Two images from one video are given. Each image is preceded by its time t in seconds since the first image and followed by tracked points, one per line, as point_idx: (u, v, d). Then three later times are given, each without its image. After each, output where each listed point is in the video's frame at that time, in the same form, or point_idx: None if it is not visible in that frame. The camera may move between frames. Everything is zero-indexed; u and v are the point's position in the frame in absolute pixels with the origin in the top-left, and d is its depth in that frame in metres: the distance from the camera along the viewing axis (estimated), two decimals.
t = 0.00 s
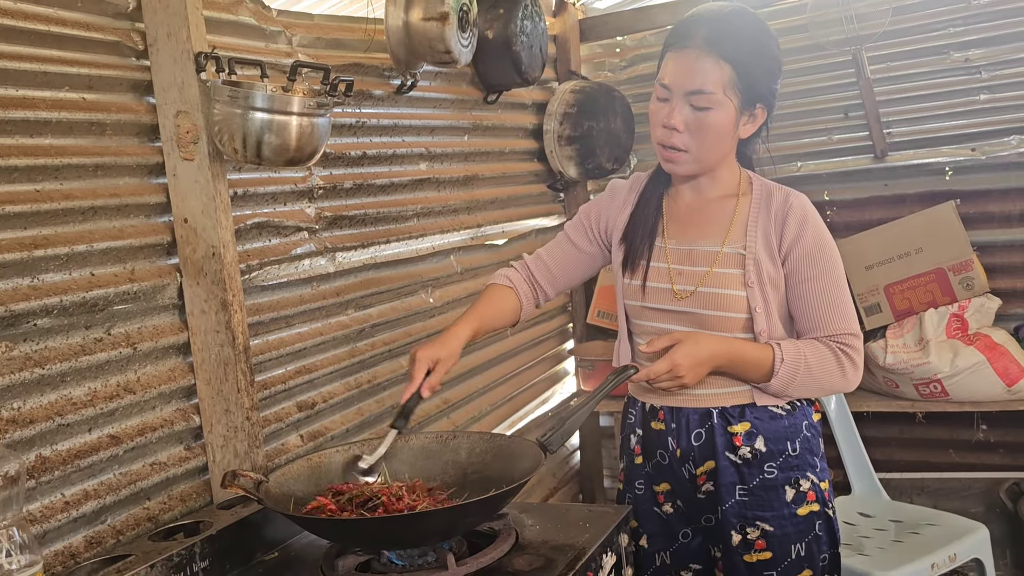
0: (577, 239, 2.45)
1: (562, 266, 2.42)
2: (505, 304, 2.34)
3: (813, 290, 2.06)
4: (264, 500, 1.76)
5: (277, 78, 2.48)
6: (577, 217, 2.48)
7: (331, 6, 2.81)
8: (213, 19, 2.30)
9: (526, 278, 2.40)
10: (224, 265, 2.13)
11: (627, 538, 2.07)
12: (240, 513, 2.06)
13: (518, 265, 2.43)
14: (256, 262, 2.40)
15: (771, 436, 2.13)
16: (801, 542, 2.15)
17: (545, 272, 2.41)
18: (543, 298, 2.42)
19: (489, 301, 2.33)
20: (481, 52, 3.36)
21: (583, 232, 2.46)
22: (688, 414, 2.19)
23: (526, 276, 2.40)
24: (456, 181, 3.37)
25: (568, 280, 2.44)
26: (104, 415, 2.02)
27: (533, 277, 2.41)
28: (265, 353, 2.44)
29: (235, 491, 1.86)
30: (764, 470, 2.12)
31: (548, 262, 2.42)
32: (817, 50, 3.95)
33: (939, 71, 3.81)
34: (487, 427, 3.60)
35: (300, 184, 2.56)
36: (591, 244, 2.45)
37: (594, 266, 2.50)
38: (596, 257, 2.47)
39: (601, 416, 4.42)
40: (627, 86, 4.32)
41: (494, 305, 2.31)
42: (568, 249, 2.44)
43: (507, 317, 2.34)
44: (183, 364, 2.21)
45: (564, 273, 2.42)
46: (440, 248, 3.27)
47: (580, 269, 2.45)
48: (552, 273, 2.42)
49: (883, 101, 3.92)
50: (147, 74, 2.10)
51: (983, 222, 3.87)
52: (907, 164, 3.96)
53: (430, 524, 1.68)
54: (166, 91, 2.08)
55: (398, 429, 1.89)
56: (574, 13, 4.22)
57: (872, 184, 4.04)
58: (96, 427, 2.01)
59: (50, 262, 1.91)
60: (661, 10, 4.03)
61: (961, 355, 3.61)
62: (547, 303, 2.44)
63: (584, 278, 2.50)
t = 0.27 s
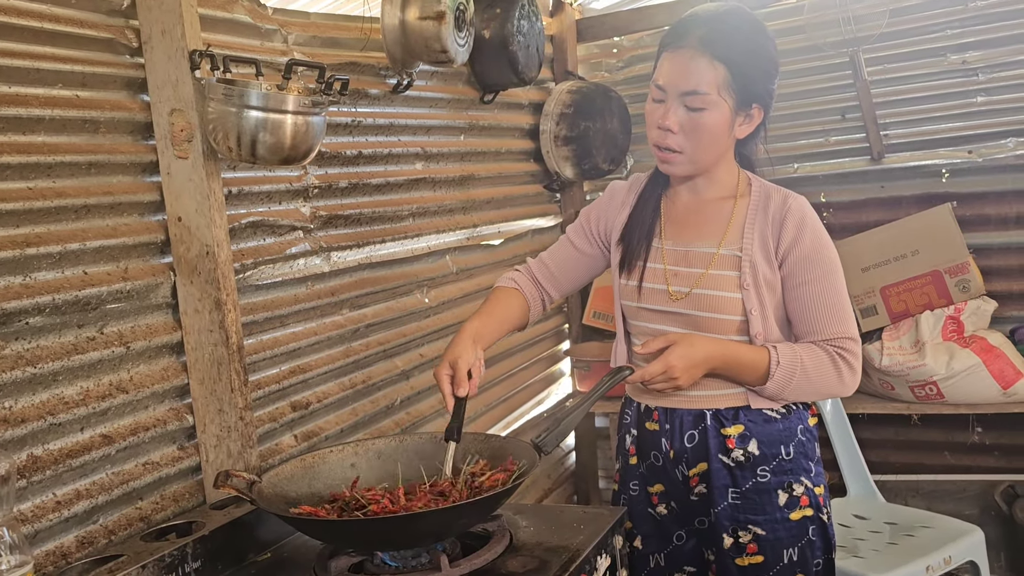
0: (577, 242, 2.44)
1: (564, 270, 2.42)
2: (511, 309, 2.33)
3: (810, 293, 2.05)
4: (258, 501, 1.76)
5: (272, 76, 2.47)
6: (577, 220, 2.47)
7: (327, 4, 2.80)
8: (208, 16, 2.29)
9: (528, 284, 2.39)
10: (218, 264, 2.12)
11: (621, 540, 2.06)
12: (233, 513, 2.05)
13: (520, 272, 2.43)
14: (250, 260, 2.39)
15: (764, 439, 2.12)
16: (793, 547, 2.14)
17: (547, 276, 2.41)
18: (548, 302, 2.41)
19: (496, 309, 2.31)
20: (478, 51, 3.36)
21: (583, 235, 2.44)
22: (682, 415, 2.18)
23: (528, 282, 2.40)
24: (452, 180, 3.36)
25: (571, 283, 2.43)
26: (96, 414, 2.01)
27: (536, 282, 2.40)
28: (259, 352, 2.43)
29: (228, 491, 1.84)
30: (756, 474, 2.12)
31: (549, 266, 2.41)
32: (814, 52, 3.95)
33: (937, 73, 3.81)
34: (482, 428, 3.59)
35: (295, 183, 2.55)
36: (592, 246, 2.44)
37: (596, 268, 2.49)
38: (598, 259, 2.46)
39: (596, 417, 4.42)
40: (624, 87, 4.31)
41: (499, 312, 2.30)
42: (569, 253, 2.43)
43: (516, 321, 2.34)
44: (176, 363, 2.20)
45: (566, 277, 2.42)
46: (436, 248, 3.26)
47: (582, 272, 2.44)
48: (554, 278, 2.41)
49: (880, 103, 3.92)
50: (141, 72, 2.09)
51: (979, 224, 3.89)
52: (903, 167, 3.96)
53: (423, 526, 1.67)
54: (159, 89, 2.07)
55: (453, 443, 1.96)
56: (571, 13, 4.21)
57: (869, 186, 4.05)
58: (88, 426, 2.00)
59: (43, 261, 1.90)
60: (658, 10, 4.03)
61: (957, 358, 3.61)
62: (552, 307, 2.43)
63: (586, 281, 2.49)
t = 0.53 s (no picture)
0: (580, 246, 2.44)
1: (568, 275, 2.42)
2: (514, 312, 2.33)
3: (812, 297, 2.05)
4: (257, 503, 1.76)
5: (274, 77, 2.47)
6: (580, 225, 2.47)
7: (328, 6, 2.81)
8: (210, 18, 2.30)
9: (531, 289, 2.40)
10: (219, 265, 2.12)
11: (621, 542, 2.06)
12: (232, 514, 2.05)
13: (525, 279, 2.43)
14: (251, 261, 2.39)
15: (765, 442, 2.12)
16: (794, 550, 2.14)
17: (551, 281, 2.41)
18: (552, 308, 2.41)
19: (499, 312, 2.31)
20: (480, 53, 3.36)
21: (586, 240, 2.45)
22: (683, 418, 2.18)
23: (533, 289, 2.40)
24: (452, 182, 3.37)
25: (575, 288, 2.43)
26: (96, 414, 2.01)
27: (541, 288, 2.41)
28: (259, 353, 2.43)
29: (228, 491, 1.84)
30: (757, 476, 2.12)
31: (554, 272, 2.41)
32: (815, 55, 3.95)
33: (937, 77, 3.81)
34: (482, 430, 3.59)
35: (296, 184, 2.55)
36: (595, 251, 2.44)
37: (600, 272, 2.49)
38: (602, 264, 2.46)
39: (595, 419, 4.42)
40: (625, 90, 4.32)
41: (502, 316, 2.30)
42: (573, 258, 2.43)
43: (520, 324, 2.34)
44: (176, 364, 2.20)
45: (569, 281, 2.42)
46: (436, 250, 3.27)
47: (586, 276, 2.44)
48: (557, 283, 2.41)
49: (881, 107, 3.92)
50: (142, 72, 2.09)
51: (979, 228, 3.90)
52: (903, 171, 3.97)
53: (422, 527, 1.67)
54: (161, 90, 2.07)
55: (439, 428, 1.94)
56: (573, 16, 4.22)
57: (869, 190, 4.06)
58: (88, 427, 2.00)
59: (44, 261, 1.90)
60: (659, 14, 4.03)
61: (956, 362, 3.62)
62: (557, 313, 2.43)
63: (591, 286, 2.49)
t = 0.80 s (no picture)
0: (580, 245, 2.45)
1: (565, 273, 2.43)
2: (509, 306, 2.34)
3: (810, 300, 2.06)
4: (255, 501, 1.76)
5: (274, 77, 2.48)
6: (579, 224, 2.48)
7: (330, 7, 2.82)
8: (211, 18, 2.30)
9: (529, 284, 2.40)
10: (218, 265, 2.12)
11: (618, 543, 2.07)
12: (230, 513, 2.05)
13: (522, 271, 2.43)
14: (250, 261, 2.39)
15: (762, 444, 2.13)
16: (790, 552, 2.15)
17: (548, 278, 2.41)
18: (547, 304, 2.42)
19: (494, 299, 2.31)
20: (480, 55, 3.37)
21: (586, 238, 2.46)
22: (680, 420, 2.19)
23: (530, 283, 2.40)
24: (452, 183, 3.37)
25: (571, 285, 2.44)
26: (94, 413, 2.01)
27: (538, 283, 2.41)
28: (258, 353, 2.44)
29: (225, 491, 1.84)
30: (754, 478, 2.13)
31: (551, 268, 2.42)
32: (815, 59, 3.96)
33: (936, 82, 3.82)
34: (480, 430, 3.60)
35: (296, 184, 2.56)
36: (593, 250, 2.46)
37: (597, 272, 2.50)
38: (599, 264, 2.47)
39: (594, 421, 4.42)
40: (625, 92, 4.33)
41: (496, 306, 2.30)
42: (572, 256, 2.44)
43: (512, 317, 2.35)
44: (175, 363, 2.20)
45: (567, 279, 2.43)
46: (435, 250, 3.27)
47: (583, 276, 2.45)
48: (555, 279, 2.42)
49: (880, 110, 3.93)
50: (143, 72, 2.10)
51: (977, 232, 3.90)
52: (902, 175, 3.98)
53: (419, 527, 1.67)
54: (162, 90, 2.08)
55: (410, 396, 1.87)
56: (573, 18, 4.23)
57: (868, 193, 4.06)
58: (86, 425, 2.00)
59: (43, 260, 1.90)
60: (659, 16, 4.04)
61: (953, 365, 3.61)
62: (550, 309, 2.44)
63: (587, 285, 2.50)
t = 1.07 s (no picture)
0: (574, 243, 2.45)
1: (558, 270, 2.42)
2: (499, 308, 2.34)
3: (806, 303, 2.06)
4: (250, 500, 1.76)
5: (272, 77, 2.48)
6: (575, 221, 2.48)
7: (329, 7, 2.82)
8: (210, 17, 2.30)
9: (521, 279, 2.40)
10: (215, 264, 2.12)
11: (612, 544, 2.07)
12: (225, 512, 2.05)
13: (514, 267, 2.44)
14: (247, 260, 2.39)
15: (755, 446, 2.13)
16: (783, 554, 2.15)
17: (542, 275, 2.41)
18: (537, 300, 2.41)
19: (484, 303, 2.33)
20: (479, 56, 3.37)
21: (581, 237, 2.45)
22: (674, 421, 2.19)
23: (521, 278, 2.41)
24: (450, 184, 3.37)
25: (563, 283, 2.44)
26: (89, 411, 2.01)
27: (530, 280, 2.41)
28: (254, 352, 2.43)
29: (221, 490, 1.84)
30: (747, 480, 2.13)
31: (544, 264, 2.42)
32: (813, 62, 3.97)
33: (934, 86, 3.83)
34: (476, 431, 3.60)
35: (294, 184, 2.56)
36: (587, 248, 2.45)
37: (592, 271, 2.49)
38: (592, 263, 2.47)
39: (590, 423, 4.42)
40: (623, 94, 4.33)
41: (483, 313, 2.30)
42: (565, 253, 2.44)
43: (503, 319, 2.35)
44: (171, 362, 2.20)
45: (560, 276, 2.42)
46: (433, 251, 3.27)
47: (576, 274, 2.45)
48: (548, 276, 2.41)
49: (877, 114, 3.94)
50: (142, 71, 2.09)
51: (974, 236, 3.91)
52: (899, 177, 3.97)
53: (414, 527, 1.67)
54: (160, 88, 2.08)
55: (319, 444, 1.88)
56: (572, 20, 4.23)
57: (865, 197, 4.06)
58: (82, 424, 2.00)
59: (40, 257, 1.90)
60: (658, 19, 4.04)
61: (949, 369, 3.62)
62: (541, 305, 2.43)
63: (581, 284, 2.49)
